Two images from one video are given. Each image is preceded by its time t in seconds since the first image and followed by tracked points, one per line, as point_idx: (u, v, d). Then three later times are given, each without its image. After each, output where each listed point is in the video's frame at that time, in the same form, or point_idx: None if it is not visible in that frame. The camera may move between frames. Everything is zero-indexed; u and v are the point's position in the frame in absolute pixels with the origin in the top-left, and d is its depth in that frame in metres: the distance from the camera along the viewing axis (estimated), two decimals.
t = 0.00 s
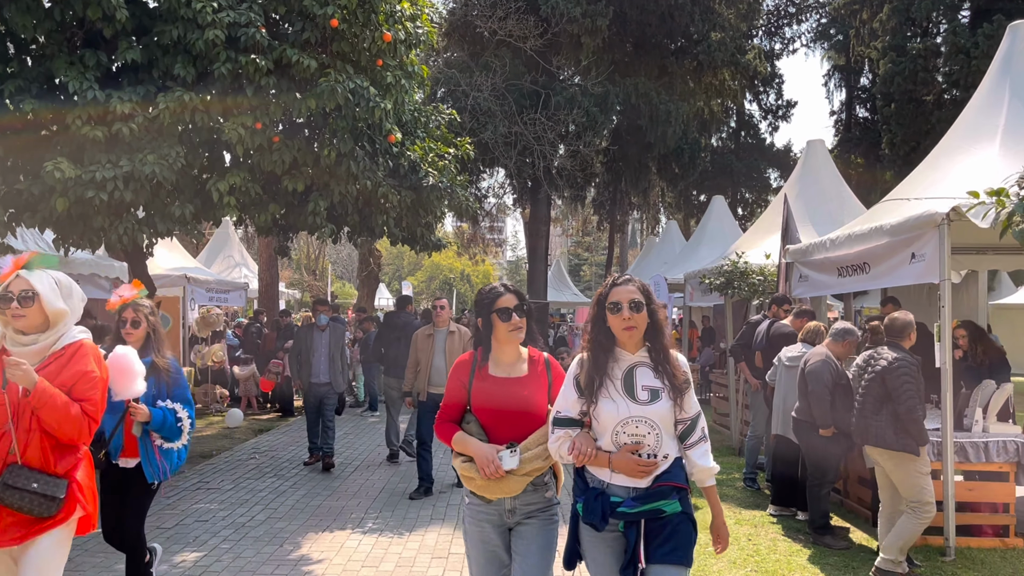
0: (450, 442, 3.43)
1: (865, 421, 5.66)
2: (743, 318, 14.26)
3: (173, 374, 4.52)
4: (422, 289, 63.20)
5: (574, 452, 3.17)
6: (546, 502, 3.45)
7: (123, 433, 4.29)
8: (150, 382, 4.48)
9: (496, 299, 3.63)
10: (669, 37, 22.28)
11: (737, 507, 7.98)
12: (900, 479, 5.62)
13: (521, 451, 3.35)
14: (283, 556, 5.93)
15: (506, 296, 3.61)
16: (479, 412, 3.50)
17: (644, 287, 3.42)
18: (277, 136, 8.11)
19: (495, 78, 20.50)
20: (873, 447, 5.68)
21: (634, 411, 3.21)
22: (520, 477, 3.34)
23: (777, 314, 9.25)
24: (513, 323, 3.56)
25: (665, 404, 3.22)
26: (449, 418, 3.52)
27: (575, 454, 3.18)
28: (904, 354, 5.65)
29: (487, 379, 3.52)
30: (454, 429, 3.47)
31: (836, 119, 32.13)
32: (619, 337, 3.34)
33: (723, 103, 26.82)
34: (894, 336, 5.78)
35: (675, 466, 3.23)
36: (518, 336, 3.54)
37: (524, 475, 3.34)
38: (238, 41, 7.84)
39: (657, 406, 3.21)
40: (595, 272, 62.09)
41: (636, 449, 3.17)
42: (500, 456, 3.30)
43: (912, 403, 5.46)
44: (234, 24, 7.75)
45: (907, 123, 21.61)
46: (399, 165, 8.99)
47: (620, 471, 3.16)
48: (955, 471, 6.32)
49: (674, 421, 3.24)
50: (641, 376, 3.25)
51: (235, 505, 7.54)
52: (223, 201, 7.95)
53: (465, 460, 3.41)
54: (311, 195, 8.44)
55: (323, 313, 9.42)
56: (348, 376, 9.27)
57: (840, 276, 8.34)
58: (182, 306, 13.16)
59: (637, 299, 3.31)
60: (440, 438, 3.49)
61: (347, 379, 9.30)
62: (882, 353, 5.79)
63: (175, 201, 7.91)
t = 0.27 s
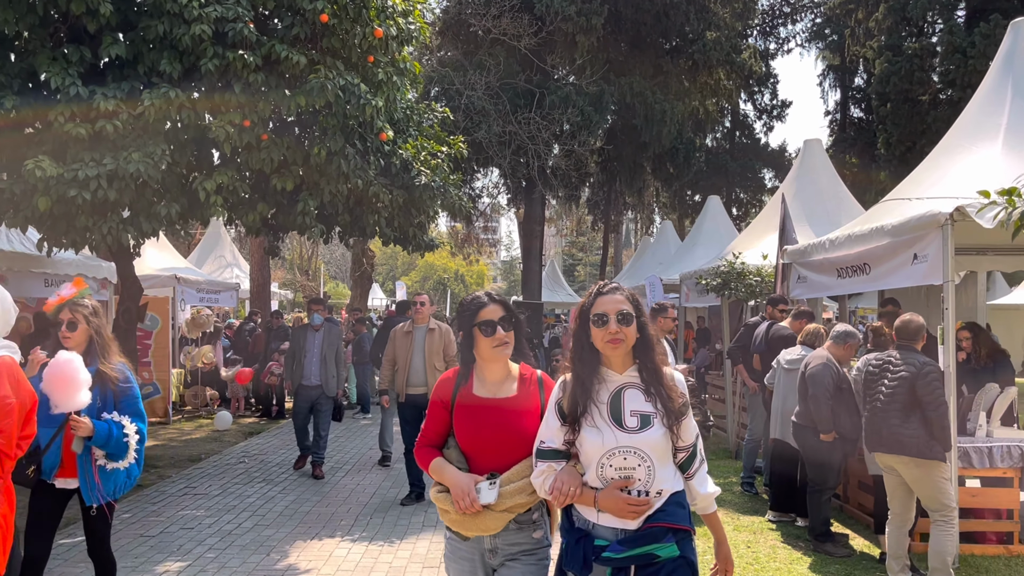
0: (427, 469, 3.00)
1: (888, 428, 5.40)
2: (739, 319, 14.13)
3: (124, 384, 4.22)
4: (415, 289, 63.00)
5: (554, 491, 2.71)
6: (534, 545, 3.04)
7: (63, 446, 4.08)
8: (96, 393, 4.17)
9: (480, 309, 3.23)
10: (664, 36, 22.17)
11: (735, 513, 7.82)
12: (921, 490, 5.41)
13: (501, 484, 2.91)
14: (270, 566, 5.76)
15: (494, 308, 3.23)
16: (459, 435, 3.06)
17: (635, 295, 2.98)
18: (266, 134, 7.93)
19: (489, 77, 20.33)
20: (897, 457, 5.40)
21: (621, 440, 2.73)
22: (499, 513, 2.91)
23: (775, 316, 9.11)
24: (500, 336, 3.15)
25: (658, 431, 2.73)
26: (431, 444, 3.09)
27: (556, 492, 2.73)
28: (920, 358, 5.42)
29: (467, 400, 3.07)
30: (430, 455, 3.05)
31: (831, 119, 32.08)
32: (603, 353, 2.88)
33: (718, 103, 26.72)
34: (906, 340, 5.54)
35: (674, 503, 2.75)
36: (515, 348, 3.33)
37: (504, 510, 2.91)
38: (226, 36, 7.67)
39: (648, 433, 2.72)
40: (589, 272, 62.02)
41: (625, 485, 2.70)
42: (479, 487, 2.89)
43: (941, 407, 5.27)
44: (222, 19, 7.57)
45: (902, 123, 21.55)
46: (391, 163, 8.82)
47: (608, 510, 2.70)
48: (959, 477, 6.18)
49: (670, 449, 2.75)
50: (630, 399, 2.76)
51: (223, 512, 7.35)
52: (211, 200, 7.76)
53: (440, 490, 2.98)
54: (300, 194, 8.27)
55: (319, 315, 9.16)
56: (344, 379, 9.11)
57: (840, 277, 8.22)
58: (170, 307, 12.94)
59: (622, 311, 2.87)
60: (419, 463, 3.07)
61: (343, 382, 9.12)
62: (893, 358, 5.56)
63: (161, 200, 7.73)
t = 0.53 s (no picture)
0: (392, 474, 2.72)
1: (915, 431, 5.15)
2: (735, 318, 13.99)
3: (48, 390, 3.69)
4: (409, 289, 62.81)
5: (518, 498, 2.35)
6: (510, 563, 2.74)
7: None
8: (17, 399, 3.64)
9: (447, 290, 2.94)
10: (659, 34, 22.03)
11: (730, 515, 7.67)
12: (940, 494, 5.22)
13: (466, 495, 2.60)
14: (251, 571, 5.58)
15: (464, 288, 2.93)
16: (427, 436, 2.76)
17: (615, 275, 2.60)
18: (252, 129, 7.74)
19: (482, 74, 20.15)
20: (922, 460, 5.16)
21: (592, 439, 2.33)
22: (465, 527, 2.60)
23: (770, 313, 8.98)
24: (469, 321, 2.87)
25: (637, 428, 2.31)
26: (400, 444, 2.80)
27: (519, 499, 2.37)
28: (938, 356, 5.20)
29: (434, 394, 2.76)
30: (395, 457, 2.75)
31: (825, 118, 32.00)
32: (574, 342, 2.52)
33: (713, 101, 26.61)
34: (916, 338, 5.31)
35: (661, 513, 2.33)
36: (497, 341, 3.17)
37: (470, 525, 2.60)
38: (209, 27, 7.47)
39: (623, 431, 2.31)
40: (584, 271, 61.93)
41: (599, 490, 2.29)
42: (443, 497, 2.59)
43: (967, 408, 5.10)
44: (205, 10, 7.38)
45: (898, 121, 21.46)
46: (380, 158, 8.65)
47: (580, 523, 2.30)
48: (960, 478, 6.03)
49: (653, 451, 2.32)
50: (606, 393, 2.36)
51: (206, 515, 7.17)
52: (194, 195, 7.59)
53: (402, 500, 2.68)
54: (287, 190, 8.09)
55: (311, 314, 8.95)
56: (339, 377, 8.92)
57: (838, 274, 8.09)
58: (158, 306, 12.73)
59: (593, 291, 2.51)
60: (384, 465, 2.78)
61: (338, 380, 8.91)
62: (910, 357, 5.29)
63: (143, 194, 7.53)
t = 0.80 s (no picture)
0: (310, 498, 2.49)
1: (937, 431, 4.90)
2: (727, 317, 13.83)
3: None
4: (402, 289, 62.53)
5: (441, 525, 2.14)
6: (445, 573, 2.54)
7: None
8: None
9: (371, 282, 2.73)
10: (652, 31, 21.85)
11: (720, 518, 7.49)
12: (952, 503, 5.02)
13: (396, 522, 2.36)
14: None
15: (390, 279, 2.72)
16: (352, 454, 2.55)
17: (547, 262, 2.28)
18: (231, 121, 7.53)
19: (473, 71, 19.92)
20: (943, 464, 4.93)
21: (518, 460, 2.06)
22: (394, 562, 2.33)
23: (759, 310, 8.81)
24: (399, 319, 2.68)
25: (569, 448, 2.02)
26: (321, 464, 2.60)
27: (444, 526, 2.15)
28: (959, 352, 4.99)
29: (364, 406, 2.58)
30: (316, 477, 2.55)
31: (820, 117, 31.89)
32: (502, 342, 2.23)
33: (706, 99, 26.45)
34: (936, 335, 5.06)
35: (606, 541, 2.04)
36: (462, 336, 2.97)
37: (401, 558, 2.33)
38: (185, 17, 7.25)
39: (551, 451, 2.02)
40: (578, 272, 61.75)
41: (529, 517, 2.04)
42: (366, 523, 2.36)
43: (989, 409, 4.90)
44: None
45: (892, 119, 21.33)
46: (363, 152, 8.45)
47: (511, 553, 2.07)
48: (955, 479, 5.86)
49: (588, 472, 2.03)
50: (538, 407, 2.08)
51: (181, 518, 6.95)
52: (170, 189, 7.37)
53: (322, 528, 2.44)
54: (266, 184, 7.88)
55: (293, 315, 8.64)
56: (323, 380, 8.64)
57: (831, 271, 7.92)
58: (140, 304, 12.48)
59: (511, 284, 2.21)
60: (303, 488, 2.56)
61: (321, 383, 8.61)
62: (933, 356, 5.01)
63: (117, 189, 7.30)
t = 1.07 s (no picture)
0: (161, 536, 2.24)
1: (960, 438, 4.67)
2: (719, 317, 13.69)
3: None
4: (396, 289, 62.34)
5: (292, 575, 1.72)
6: None
7: None
8: None
9: (234, 274, 2.46)
10: (645, 30, 21.66)
11: (709, 524, 7.33)
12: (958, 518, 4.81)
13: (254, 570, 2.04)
14: None
15: (257, 272, 2.44)
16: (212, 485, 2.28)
17: (405, 237, 1.74)
18: (208, 118, 7.31)
19: (465, 69, 19.76)
20: (959, 475, 4.72)
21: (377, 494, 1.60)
22: None
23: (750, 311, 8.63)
24: (268, 322, 2.41)
25: (438, 479, 1.54)
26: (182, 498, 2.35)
27: None
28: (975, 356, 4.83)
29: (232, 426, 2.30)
30: (172, 514, 2.29)
31: (814, 117, 31.80)
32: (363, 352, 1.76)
33: (700, 98, 26.32)
34: (952, 336, 4.89)
35: None
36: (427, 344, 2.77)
37: None
38: (160, 9, 7.02)
39: (416, 482, 1.55)
40: (573, 272, 61.65)
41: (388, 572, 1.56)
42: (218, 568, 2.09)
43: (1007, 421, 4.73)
44: None
45: (887, 118, 21.23)
46: (345, 150, 8.25)
47: None
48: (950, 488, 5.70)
49: (464, 512, 1.55)
50: (409, 426, 1.61)
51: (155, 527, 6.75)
52: (144, 188, 7.15)
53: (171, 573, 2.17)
54: (246, 183, 7.68)
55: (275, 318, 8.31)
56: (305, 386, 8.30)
57: (824, 271, 7.74)
58: (122, 305, 12.24)
59: (348, 274, 1.71)
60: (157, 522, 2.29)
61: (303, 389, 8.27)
62: (954, 358, 4.79)
63: (90, 186, 7.08)
